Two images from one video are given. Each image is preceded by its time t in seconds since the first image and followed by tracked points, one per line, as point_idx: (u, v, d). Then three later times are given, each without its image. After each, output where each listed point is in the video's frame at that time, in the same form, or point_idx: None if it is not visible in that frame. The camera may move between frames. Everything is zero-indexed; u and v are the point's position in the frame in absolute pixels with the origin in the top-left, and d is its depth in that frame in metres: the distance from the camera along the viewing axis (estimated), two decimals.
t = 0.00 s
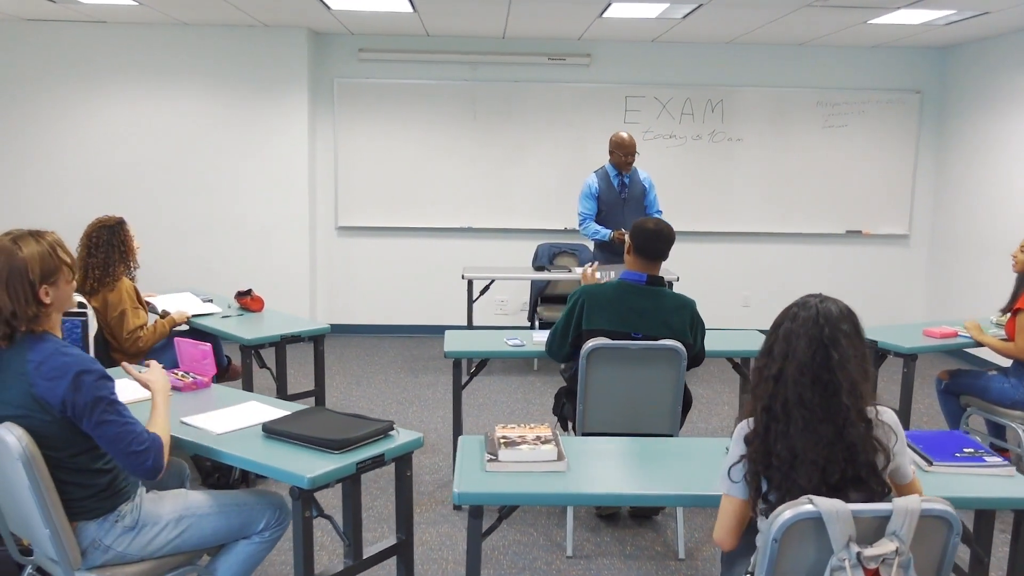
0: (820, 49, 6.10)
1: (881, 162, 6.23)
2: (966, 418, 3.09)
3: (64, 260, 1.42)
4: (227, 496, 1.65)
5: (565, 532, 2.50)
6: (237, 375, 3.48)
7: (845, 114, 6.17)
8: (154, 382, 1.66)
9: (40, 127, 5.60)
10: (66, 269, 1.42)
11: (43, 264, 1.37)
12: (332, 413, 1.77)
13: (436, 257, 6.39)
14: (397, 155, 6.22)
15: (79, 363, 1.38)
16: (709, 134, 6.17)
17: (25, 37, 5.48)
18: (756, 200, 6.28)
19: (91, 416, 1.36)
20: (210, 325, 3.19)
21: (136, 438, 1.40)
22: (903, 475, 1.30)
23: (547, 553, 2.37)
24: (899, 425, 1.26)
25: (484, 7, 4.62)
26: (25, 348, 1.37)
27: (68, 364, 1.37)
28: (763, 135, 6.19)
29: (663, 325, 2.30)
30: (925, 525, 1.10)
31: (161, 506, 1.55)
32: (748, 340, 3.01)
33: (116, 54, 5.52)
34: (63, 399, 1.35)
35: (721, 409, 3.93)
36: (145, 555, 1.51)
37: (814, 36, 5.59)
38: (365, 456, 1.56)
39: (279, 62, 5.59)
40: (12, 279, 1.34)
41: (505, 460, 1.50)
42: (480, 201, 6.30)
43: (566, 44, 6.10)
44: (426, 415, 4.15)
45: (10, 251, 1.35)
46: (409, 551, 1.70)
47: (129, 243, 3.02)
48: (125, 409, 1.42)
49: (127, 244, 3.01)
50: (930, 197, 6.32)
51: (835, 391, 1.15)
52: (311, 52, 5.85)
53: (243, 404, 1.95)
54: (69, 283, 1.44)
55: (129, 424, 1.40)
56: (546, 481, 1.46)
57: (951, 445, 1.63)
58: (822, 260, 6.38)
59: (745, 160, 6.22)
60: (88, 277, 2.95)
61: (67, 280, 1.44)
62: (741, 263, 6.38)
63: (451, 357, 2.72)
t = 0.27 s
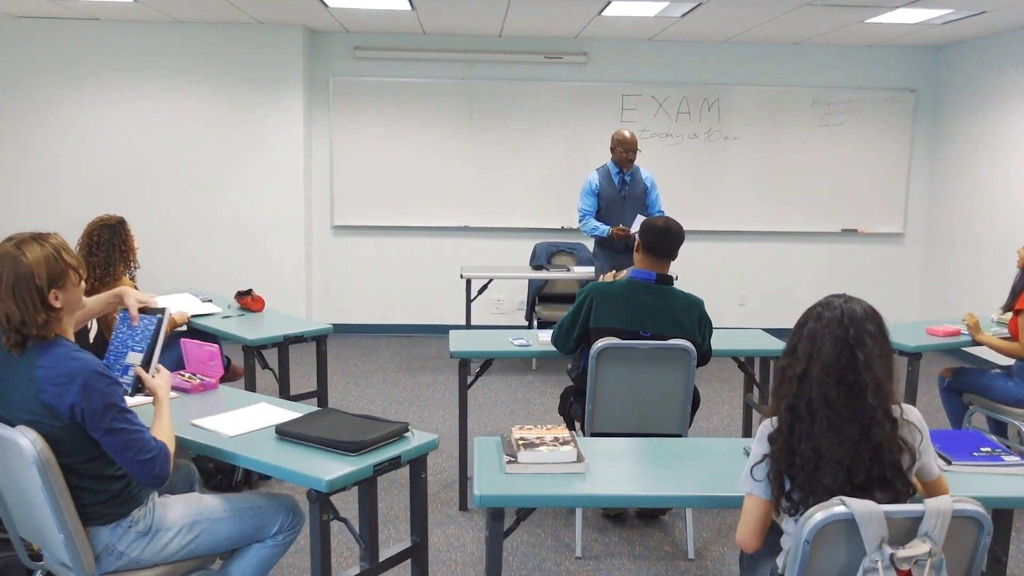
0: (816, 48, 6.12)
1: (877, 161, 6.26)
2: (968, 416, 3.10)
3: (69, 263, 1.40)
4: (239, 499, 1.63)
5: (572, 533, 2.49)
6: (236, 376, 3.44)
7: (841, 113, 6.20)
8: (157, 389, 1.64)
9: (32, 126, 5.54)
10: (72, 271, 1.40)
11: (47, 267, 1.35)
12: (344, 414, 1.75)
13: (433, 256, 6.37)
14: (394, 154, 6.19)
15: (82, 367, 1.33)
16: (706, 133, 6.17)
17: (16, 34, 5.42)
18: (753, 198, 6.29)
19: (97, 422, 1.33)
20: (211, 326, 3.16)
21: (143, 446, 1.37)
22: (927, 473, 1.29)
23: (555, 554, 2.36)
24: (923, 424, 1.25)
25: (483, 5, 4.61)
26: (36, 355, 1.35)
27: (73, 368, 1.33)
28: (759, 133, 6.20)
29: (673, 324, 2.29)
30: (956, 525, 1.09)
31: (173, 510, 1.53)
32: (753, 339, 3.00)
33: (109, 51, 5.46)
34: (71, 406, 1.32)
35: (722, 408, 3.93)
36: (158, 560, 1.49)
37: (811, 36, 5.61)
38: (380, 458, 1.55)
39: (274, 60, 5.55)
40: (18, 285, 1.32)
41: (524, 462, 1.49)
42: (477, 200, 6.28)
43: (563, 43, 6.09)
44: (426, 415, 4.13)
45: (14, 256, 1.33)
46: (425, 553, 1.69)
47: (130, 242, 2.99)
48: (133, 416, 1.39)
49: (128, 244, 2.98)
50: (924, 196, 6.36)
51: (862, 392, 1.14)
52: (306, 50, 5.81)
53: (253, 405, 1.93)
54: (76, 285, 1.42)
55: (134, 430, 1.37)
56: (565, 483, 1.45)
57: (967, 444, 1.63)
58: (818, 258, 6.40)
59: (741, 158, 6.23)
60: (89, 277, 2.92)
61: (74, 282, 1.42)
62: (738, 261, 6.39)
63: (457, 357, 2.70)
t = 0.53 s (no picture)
0: (809, 48, 6.15)
1: (869, 160, 6.30)
2: (968, 415, 3.13)
3: (98, 265, 1.38)
4: (254, 503, 1.61)
5: (580, 534, 2.49)
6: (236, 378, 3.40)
7: (834, 113, 6.23)
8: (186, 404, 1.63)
9: (23, 125, 5.47)
10: (101, 273, 1.38)
11: (76, 271, 1.33)
12: (358, 417, 1.74)
13: (428, 255, 6.34)
14: (388, 153, 6.16)
15: (109, 372, 1.32)
16: (700, 132, 6.18)
17: (6, 32, 5.34)
18: (747, 197, 6.31)
19: (120, 428, 1.32)
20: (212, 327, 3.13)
21: (160, 456, 1.36)
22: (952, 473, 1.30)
23: (565, 555, 2.36)
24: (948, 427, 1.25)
25: (481, 4, 4.59)
26: (64, 358, 1.33)
27: (98, 373, 1.32)
28: (754, 133, 6.22)
29: (682, 324, 2.29)
30: (986, 527, 1.09)
31: (188, 516, 1.51)
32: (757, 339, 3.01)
33: (100, 50, 5.40)
34: (92, 409, 1.30)
35: (722, 407, 3.94)
36: (174, 567, 1.47)
37: (806, 35, 5.63)
38: (399, 463, 1.53)
39: (268, 59, 5.51)
40: (48, 289, 1.31)
41: (545, 465, 1.48)
42: (472, 200, 6.26)
43: (558, 42, 6.07)
44: (426, 416, 4.11)
45: (43, 259, 1.31)
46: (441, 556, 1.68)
47: (131, 244, 2.95)
48: (154, 424, 1.37)
49: (128, 245, 2.94)
50: (917, 195, 6.40)
51: (895, 393, 1.14)
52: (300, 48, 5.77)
53: (265, 408, 1.92)
54: (105, 288, 1.40)
55: (153, 439, 1.35)
56: (587, 487, 1.44)
57: (983, 444, 1.64)
58: (812, 257, 6.44)
59: (736, 158, 6.24)
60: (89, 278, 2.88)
61: (104, 284, 1.40)
62: (733, 261, 6.40)
63: (463, 357, 2.69)
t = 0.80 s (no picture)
0: (800, 48, 6.19)
1: (860, 160, 6.35)
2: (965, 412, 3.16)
3: (149, 265, 1.39)
4: (269, 506, 1.59)
5: (587, 534, 2.49)
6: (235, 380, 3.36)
7: (825, 112, 6.27)
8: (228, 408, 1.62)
9: (10, 123, 5.39)
10: (152, 274, 1.39)
11: (129, 270, 1.34)
12: (373, 419, 1.73)
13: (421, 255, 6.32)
14: (381, 152, 6.13)
15: (150, 373, 1.32)
16: (693, 132, 6.20)
17: None
18: (739, 196, 6.34)
19: (156, 429, 1.31)
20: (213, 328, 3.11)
21: (187, 462, 1.34)
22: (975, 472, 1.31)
23: (573, 555, 2.36)
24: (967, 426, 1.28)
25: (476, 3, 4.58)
26: (108, 356, 1.33)
27: (138, 373, 1.31)
28: (746, 133, 6.25)
29: (690, 323, 2.29)
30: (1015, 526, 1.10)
31: (204, 521, 1.49)
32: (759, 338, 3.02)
33: (90, 47, 5.33)
34: (130, 407, 1.30)
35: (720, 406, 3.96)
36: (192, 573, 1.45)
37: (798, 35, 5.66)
38: (419, 464, 1.53)
39: (261, 57, 5.47)
40: (102, 285, 1.32)
41: (567, 466, 1.47)
42: (465, 199, 6.24)
43: (552, 41, 6.06)
44: (424, 416, 4.10)
45: (98, 256, 1.32)
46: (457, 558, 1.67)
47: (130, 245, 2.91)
48: (185, 430, 1.37)
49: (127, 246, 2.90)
50: (906, 194, 6.46)
51: (926, 393, 1.16)
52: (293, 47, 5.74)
53: (278, 410, 1.90)
54: (154, 288, 1.40)
55: (184, 445, 1.34)
56: (610, 488, 1.44)
57: (997, 443, 1.65)
58: (802, 256, 6.48)
59: (728, 157, 6.27)
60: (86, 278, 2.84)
61: (153, 285, 1.41)
62: (725, 259, 6.43)
63: (469, 357, 2.68)
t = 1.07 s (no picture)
0: (789, 47, 6.23)
1: (847, 158, 6.40)
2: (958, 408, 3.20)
3: (188, 265, 1.40)
4: (282, 508, 1.58)
5: (591, 532, 2.49)
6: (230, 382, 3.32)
7: (813, 111, 6.32)
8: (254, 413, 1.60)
9: None
10: (190, 274, 1.40)
11: (170, 267, 1.35)
12: (384, 419, 1.72)
13: (411, 254, 6.29)
14: (370, 150, 6.10)
15: (183, 368, 1.31)
16: (683, 130, 6.23)
17: None
18: (729, 195, 6.37)
19: (184, 425, 1.29)
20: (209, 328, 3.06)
21: (212, 461, 1.32)
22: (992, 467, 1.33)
23: (578, 554, 2.35)
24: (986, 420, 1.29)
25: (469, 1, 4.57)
26: (141, 350, 1.32)
27: (171, 368, 1.30)
28: (735, 131, 6.28)
29: (695, 320, 2.30)
30: None
31: (218, 524, 1.47)
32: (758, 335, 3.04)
33: (76, 43, 5.25)
34: (162, 402, 1.28)
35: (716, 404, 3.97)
36: None
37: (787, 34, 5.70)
38: (435, 464, 1.52)
39: (250, 54, 5.41)
40: (141, 280, 1.32)
41: (585, 465, 1.47)
42: (456, 197, 6.23)
43: (542, 39, 6.06)
44: (420, 416, 4.08)
45: (141, 251, 1.33)
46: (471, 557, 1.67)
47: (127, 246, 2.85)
48: (213, 429, 1.35)
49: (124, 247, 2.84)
50: (893, 192, 6.53)
51: (949, 388, 1.17)
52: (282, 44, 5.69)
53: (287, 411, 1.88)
54: (191, 288, 1.41)
55: (210, 444, 1.32)
56: (628, 486, 1.44)
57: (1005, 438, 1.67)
58: (791, 254, 6.53)
59: (718, 155, 6.30)
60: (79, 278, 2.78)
61: (189, 285, 1.41)
62: (715, 257, 6.46)
63: (471, 356, 2.67)
